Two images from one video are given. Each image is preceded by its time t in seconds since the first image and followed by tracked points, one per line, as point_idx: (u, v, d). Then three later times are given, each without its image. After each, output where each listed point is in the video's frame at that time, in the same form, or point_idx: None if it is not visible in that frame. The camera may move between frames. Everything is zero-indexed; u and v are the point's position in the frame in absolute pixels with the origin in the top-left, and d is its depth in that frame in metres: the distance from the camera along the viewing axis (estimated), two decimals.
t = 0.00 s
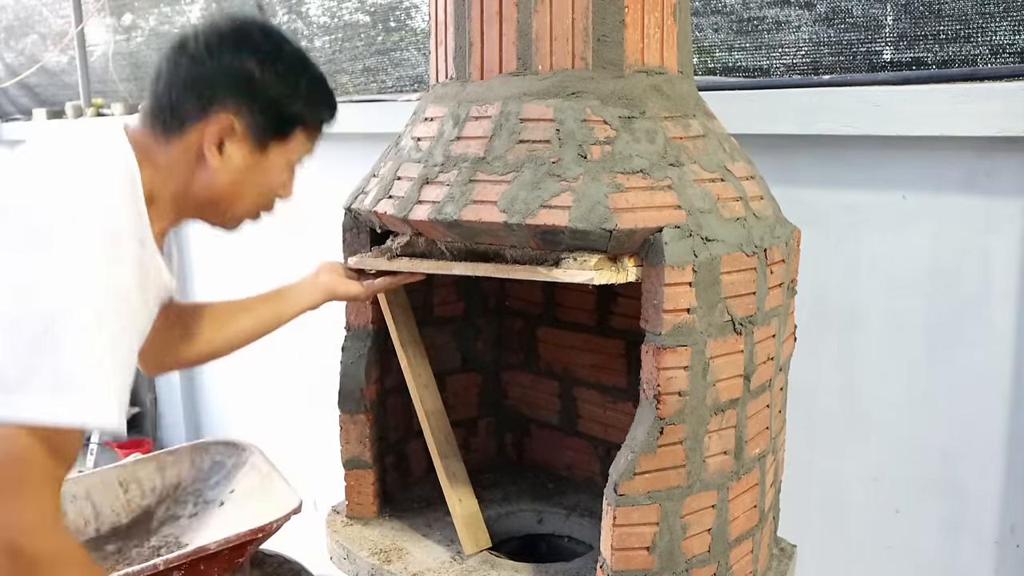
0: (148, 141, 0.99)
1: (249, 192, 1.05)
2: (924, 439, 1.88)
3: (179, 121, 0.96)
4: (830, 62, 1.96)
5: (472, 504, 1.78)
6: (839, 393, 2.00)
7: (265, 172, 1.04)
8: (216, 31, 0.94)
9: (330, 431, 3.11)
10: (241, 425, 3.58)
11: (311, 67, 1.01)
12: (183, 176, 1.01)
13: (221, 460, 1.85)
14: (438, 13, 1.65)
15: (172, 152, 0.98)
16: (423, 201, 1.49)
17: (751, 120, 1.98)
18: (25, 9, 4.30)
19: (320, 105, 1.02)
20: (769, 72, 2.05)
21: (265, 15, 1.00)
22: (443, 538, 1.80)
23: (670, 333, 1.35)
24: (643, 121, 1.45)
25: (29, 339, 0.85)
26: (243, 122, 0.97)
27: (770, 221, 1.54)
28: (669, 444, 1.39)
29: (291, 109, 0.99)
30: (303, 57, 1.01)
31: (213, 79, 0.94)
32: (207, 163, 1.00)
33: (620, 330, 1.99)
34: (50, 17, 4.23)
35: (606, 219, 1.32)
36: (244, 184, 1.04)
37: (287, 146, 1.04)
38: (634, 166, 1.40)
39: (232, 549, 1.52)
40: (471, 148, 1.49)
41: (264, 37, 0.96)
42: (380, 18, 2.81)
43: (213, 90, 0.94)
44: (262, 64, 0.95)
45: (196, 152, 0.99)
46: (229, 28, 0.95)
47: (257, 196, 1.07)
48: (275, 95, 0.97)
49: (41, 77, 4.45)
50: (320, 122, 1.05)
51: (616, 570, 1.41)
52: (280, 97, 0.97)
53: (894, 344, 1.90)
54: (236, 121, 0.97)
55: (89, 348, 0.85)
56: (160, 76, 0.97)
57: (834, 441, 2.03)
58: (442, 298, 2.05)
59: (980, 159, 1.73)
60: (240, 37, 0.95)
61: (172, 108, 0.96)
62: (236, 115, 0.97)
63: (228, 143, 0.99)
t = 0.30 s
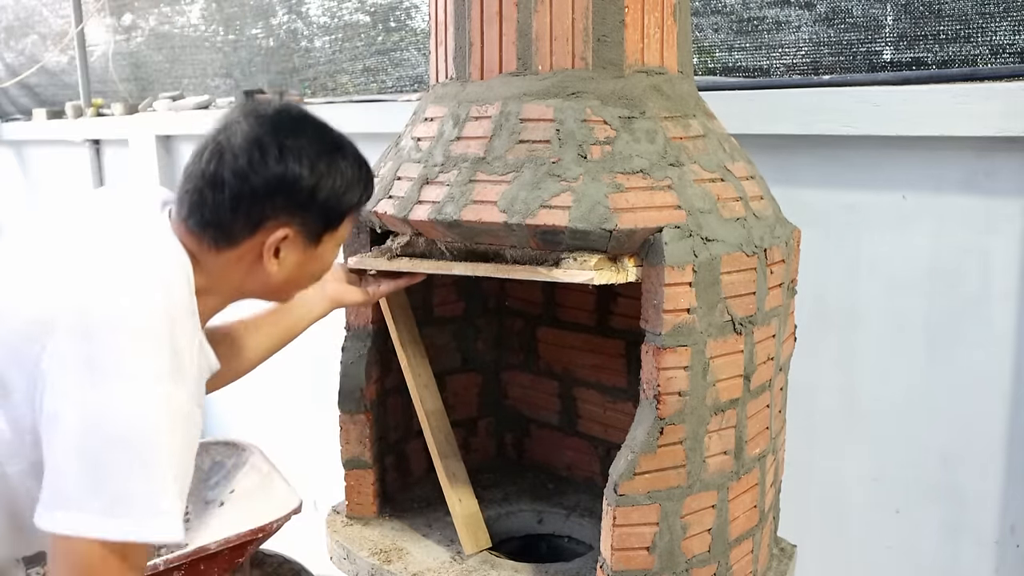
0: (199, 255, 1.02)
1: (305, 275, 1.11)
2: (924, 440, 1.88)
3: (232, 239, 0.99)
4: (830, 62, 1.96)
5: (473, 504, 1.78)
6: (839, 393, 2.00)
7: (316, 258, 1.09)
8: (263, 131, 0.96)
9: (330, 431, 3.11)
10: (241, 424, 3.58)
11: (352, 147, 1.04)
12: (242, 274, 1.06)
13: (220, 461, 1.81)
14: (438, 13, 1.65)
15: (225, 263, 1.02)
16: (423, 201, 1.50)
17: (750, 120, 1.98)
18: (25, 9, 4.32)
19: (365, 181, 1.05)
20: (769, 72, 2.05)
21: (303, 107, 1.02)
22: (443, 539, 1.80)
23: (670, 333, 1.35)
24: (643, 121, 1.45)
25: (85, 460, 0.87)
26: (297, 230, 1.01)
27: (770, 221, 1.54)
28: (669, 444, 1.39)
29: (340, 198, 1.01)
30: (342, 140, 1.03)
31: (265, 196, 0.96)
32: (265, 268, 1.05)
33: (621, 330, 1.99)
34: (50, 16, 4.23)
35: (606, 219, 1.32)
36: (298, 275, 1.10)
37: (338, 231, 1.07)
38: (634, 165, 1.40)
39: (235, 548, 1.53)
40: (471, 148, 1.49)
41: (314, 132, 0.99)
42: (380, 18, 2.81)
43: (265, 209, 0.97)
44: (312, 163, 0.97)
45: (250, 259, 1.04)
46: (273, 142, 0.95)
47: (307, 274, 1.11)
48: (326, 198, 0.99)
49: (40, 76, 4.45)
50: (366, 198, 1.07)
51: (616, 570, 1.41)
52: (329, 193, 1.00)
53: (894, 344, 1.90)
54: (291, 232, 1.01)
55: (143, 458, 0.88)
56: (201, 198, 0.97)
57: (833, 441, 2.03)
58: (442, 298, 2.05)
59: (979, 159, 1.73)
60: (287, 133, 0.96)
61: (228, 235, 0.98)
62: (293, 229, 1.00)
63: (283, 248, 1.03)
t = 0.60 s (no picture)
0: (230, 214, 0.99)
1: (331, 246, 1.05)
2: (924, 440, 1.88)
3: (258, 194, 0.96)
4: (830, 62, 1.97)
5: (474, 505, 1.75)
6: (839, 393, 2.00)
7: (342, 229, 1.03)
8: (296, 87, 0.94)
9: (330, 431, 3.11)
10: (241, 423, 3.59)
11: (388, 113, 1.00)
12: (267, 239, 1.02)
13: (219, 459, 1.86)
14: (438, 13, 1.65)
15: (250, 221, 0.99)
16: (423, 201, 1.50)
17: (750, 120, 1.98)
18: (25, 10, 4.33)
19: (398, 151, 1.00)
20: (769, 72, 2.05)
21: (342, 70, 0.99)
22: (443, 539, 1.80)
23: (670, 333, 1.36)
24: (643, 121, 1.45)
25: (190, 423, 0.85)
26: (322, 188, 0.96)
27: (770, 221, 1.54)
28: (669, 444, 1.39)
29: (368, 163, 0.97)
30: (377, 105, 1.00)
31: (291, 150, 0.93)
32: (291, 231, 1.01)
33: (621, 330, 1.99)
34: (49, 16, 4.23)
35: (606, 219, 1.32)
36: (324, 243, 1.04)
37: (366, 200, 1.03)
38: (634, 165, 1.40)
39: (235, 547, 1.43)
40: (471, 148, 1.49)
41: (345, 92, 0.95)
42: (380, 18, 2.80)
43: (291, 163, 0.93)
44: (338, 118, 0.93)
45: (275, 220, 0.99)
46: (302, 98, 0.93)
47: (336, 245, 1.06)
48: (353, 159, 0.95)
49: (41, 76, 4.45)
50: (399, 167, 1.03)
51: (616, 570, 1.41)
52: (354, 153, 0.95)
53: (894, 344, 1.90)
54: (316, 188, 0.96)
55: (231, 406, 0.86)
56: (232, 153, 0.95)
57: (833, 441, 2.03)
58: (442, 298, 2.05)
59: (979, 159, 1.73)
60: (316, 90, 0.94)
61: (253, 189, 0.95)
62: (317, 184, 0.96)
63: (309, 208, 0.99)
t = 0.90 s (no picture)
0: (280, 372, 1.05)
1: (381, 373, 1.11)
2: (924, 441, 1.88)
3: (303, 361, 1.01)
4: (830, 62, 1.97)
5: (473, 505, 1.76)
6: (839, 394, 2.00)
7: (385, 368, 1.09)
8: (326, 262, 0.97)
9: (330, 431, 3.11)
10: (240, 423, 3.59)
11: (418, 258, 1.05)
12: (319, 383, 1.08)
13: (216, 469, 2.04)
14: (438, 13, 1.64)
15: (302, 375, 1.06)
16: (423, 201, 1.50)
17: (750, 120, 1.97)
18: (25, 9, 4.33)
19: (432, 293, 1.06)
20: (769, 72, 2.05)
21: (370, 229, 1.03)
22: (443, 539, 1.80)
23: (670, 333, 1.35)
24: (643, 121, 1.45)
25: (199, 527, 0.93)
26: (364, 354, 1.03)
27: (770, 221, 1.54)
28: (669, 444, 1.39)
29: (414, 319, 1.03)
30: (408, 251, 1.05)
31: (332, 329, 0.98)
32: (337, 383, 1.07)
33: (621, 330, 1.99)
34: (49, 16, 4.24)
35: (606, 219, 1.32)
36: (372, 376, 1.09)
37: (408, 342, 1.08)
38: (634, 165, 1.40)
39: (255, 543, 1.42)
40: (471, 148, 1.49)
41: (380, 252, 1.00)
42: (380, 18, 2.80)
43: (334, 341, 0.99)
44: (378, 307, 0.98)
45: (325, 373, 1.05)
46: (336, 266, 0.97)
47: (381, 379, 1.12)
48: (391, 325, 1.01)
49: (40, 76, 4.45)
50: (435, 303, 1.08)
51: (616, 570, 1.41)
52: (399, 327, 1.02)
53: (894, 345, 1.90)
54: (360, 351, 1.02)
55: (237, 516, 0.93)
56: (275, 329, 1.00)
57: (833, 441, 2.03)
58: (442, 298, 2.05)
59: (979, 159, 1.73)
60: (351, 258, 0.98)
61: (300, 359, 1.01)
62: (360, 347, 1.01)
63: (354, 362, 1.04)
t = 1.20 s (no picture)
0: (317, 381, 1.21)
1: (406, 395, 1.22)
2: (924, 441, 1.88)
3: (327, 375, 1.15)
4: (830, 62, 1.97)
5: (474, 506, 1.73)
6: (839, 394, 2.00)
7: (409, 388, 1.19)
8: (342, 291, 1.08)
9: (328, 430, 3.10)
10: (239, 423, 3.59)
11: (439, 282, 1.13)
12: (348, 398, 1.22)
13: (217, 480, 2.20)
14: (438, 13, 1.64)
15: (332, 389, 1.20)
16: (423, 201, 1.50)
17: (750, 120, 1.97)
18: (25, 9, 4.33)
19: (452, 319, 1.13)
20: (769, 72, 2.05)
21: (393, 254, 1.12)
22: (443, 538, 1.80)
23: (670, 333, 1.35)
24: (643, 121, 1.45)
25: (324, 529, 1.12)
26: (381, 376, 1.13)
27: (770, 221, 1.54)
28: (669, 444, 1.39)
29: (429, 346, 1.11)
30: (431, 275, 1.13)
31: (346, 352, 1.10)
32: (361, 393, 1.20)
33: (621, 330, 1.99)
34: (49, 16, 4.23)
35: (606, 219, 1.32)
36: (398, 395, 1.21)
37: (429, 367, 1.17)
38: (634, 165, 1.40)
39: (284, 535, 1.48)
40: (471, 148, 1.49)
41: (395, 282, 1.09)
42: (380, 18, 2.80)
43: (351, 363, 1.11)
44: (388, 335, 1.08)
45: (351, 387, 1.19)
46: (350, 296, 1.08)
47: (407, 396, 1.23)
48: (402, 354, 1.10)
49: (40, 76, 4.45)
50: (459, 327, 1.15)
51: (616, 570, 1.41)
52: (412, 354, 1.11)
53: (894, 345, 1.90)
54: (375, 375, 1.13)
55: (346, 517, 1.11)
56: (303, 344, 1.14)
57: (833, 441, 2.03)
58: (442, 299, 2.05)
59: (979, 159, 1.73)
60: (365, 289, 1.08)
61: (323, 373, 1.15)
62: (375, 372, 1.12)
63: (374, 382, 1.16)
